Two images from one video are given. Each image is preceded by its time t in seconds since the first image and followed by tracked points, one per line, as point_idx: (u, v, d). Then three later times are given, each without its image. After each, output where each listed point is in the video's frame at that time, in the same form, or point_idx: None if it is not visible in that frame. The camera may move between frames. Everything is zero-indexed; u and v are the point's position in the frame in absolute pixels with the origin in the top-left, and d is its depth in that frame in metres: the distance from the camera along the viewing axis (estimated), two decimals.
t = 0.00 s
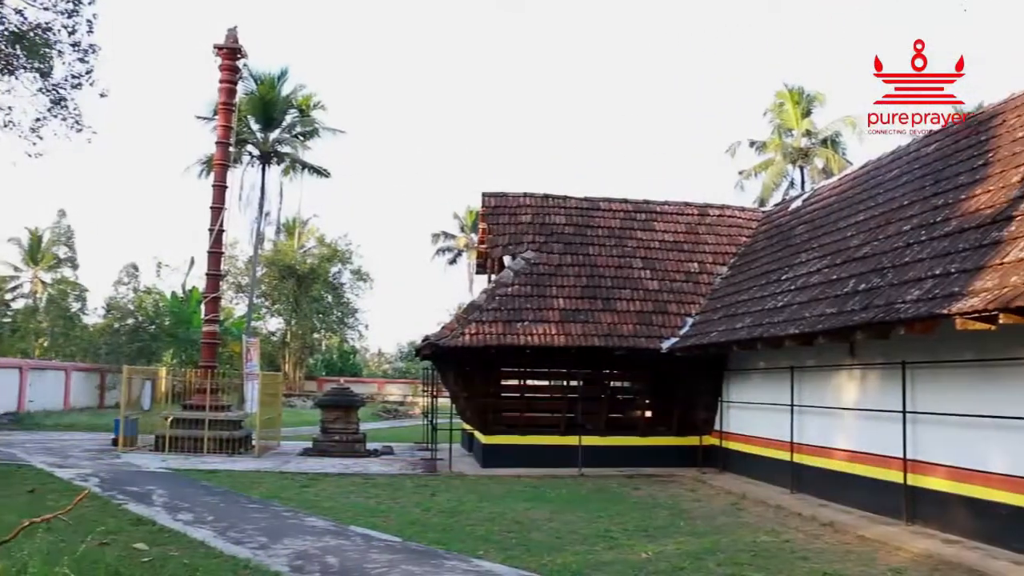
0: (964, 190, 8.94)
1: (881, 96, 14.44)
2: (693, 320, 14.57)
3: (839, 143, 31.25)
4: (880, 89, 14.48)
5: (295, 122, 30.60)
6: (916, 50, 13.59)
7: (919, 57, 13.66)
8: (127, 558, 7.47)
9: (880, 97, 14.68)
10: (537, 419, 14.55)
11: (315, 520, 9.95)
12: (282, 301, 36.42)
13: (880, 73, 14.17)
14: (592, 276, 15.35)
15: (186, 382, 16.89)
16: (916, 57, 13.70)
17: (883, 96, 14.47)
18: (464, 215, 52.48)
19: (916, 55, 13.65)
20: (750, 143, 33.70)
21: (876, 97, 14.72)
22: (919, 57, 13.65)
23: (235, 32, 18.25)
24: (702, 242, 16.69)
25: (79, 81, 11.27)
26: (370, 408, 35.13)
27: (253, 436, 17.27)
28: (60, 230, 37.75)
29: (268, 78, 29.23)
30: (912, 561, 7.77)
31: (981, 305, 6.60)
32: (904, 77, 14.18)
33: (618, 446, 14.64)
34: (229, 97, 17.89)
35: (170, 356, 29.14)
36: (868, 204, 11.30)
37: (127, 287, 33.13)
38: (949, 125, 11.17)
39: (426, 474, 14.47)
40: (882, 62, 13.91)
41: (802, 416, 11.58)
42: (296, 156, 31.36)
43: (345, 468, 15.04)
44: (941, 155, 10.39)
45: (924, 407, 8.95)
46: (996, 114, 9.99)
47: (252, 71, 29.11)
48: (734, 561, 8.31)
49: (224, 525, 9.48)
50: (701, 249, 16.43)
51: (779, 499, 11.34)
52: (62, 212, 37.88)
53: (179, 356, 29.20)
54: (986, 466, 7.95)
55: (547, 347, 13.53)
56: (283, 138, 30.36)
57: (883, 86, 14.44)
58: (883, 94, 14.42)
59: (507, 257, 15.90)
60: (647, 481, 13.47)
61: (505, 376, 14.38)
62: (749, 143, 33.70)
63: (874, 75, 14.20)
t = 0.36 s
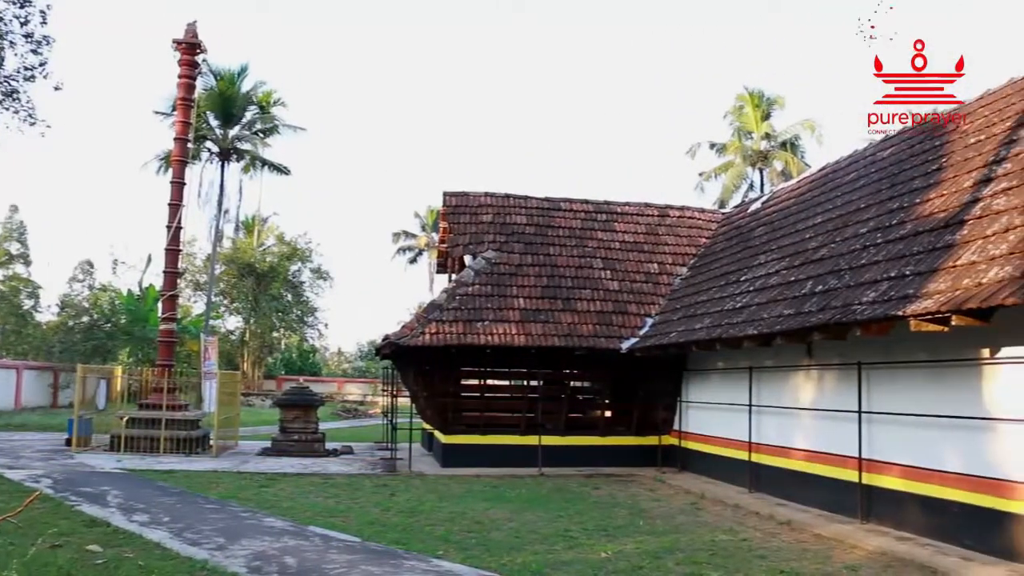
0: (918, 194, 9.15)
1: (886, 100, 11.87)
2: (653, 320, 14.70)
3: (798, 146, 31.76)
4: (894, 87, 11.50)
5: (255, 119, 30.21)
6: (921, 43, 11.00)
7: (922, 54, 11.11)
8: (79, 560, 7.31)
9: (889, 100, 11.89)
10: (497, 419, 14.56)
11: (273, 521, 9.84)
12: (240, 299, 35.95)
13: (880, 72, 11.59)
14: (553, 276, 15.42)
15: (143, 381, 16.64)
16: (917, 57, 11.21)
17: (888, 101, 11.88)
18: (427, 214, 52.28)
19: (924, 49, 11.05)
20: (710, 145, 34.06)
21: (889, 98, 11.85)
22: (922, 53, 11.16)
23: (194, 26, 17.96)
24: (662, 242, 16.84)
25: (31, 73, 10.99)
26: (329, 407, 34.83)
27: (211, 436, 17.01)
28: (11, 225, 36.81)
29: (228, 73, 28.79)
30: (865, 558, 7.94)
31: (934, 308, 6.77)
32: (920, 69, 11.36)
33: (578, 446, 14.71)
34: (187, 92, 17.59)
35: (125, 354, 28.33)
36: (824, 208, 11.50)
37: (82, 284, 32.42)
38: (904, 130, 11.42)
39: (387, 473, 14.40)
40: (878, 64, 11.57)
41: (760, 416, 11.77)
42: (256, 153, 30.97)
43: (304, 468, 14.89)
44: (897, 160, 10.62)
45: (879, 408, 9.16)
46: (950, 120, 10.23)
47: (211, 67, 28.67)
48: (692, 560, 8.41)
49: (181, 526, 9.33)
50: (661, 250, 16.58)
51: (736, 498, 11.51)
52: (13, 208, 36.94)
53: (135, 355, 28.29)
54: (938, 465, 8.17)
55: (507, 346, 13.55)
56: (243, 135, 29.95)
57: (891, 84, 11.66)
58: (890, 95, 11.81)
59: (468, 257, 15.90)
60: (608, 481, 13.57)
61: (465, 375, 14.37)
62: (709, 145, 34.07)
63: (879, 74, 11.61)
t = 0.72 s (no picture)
0: (868, 198, 9.38)
1: (886, 102, 10.95)
2: (608, 320, 14.82)
3: (752, 149, 32.30)
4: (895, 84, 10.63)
5: (208, 115, 29.72)
6: (922, 42, 10.51)
7: (923, 54, 10.54)
8: (24, 564, 7.12)
9: (890, 101, 10.87)
10: (451, 419, 14.55)
11: (225, 521, 9.69)
12: (192, 297, 35.33)
13: (880, 72, 10.74)
14: (508, 276, 15.47)
15: (92, 380, 16.26)
16: (917, 57, 10.64)
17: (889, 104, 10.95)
18: (383, 212, 51.94)
19: (924, 48, 10.55)
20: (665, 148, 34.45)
21: (889, 98, 10.86)
22: (922, 54, 10.56)
23: (147, 19, 17.59)
24: (617, 243, 17.00)
25: None
26: (283, 407, 34.42)
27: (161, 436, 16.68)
28: None
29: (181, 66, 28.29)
30: (815, 556, 8.13)
31: (884, 309, 6.95)
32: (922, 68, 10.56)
33: (533, 445, 14.77)
34: (139, 86, 17.22)
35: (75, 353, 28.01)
36: (777, 210, 11.72)
37: (28, 280, 31.52)
38: (854, 135, 11.69)
39: (341, 473, 14.29)
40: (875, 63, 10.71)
41: (713, 416, 11.96)
42: (210, 149, 30.47)
43: (257, 468, 14.71)
44: (848, 164, 10.87)
45: (830, 408, 9.37)
46: (899, 126, 10.50)
47: (164, 61, 28.12)
48: (644, 558, 8.52)
49: (129, 527, 9.15)
50: (616, 251, 16.73)
51: (689, 497, 11.68)
52: None
53: (84, 352, 28.00)
54: (887, 464, 8.39)
55: (463, 346, 13.55)
56: (195, 130, 29.45)
57: (891, 84, 10.82)
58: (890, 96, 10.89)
59: (424, 256, 15.86)
60: (562, 481, 13.65)
61: (420, 375, 14.33)
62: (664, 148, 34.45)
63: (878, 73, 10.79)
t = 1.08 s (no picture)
0: (815, 202, 9.55)
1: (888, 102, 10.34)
2: (558, 320, 14.86)
3: (701, 151, 32.76)
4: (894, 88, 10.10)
5: (156, 110, 29.03)
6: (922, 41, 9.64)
7: (923, 53, 9.68)
8: None
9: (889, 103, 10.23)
10: (399, 418, 14.45)
11: (170, 523, 9.46)
12: (138, 294, 34.48)
13: (881, 71, 10.16)
14: (458, 276, 15.42)
15: (31, 378, 15.74)
16: (918, 56, 9.85)
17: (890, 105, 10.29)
18: (334, 210, 51.38)
19: (922, 48, 9.66)
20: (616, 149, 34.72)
21: (890, 99, 10.24)
22: (922, 55, 9.72)
23: (92, 10, 17.08)
24: (567, 243, 17.07)
25: None
26: (230, 406, 33.82)
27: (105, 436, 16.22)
28: None
29: (128, 60, 27.64)
30: (760, 554, 8.26)
31: (828, 311, 7.09)
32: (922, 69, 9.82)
33: (482, 445, 14.75)
34: (83, 79, 16.72)
35: (13, 350, 26.71)
36: (726, 213, 11.89)
37: None
38: (802, 139, 11.90)
39: (289, 473, 14.07)
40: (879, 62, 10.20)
41: (661, 416, 12.08)
42: (157, 144, 29.79)
43: (204, 468, 14.40)
44: (795, 168, 11.06)
45: (776, 408, 9.53)
46: (845, 132, 10.73)
47: (110, 54, 27.40)
48: (592, 558, 8.56)
49: (70, 529, 8.86)
50: (566, 251, 16.80)
51: (637, 496, 11.79)
52: None
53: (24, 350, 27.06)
54: (830, 463, 8.56)
55: (413, 345, 13.46)
56: (143, 124, 28.75)
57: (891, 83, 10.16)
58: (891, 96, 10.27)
59: (374, 254, 15.72)
60: (512, 480, 13.65)
61: (370, 374, 14.21)
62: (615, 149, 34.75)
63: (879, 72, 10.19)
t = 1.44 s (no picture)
0: (760, 205, 9.64)
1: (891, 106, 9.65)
2: (505, 320, 14.77)
3: (649, 153, 33.07)
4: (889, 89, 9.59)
5: (98, 103, 28.07)
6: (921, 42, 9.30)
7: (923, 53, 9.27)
8: None
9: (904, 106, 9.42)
10: (345, 417, 14.23)
11: (109, 524, 9.10)
12: (78, 291, 33.33)
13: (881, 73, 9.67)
14: (405, 275, 15.23)
15: None
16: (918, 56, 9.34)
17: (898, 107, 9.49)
18: (282, 207, 50.47)
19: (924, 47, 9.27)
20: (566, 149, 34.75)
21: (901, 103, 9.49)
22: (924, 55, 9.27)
23: None
24: (515, 243, 17.01)
25: None
26: (173, 406, 32.91)
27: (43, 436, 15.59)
28: None
29: (69, 51, 26.70)
30: (704, 552, 8.31)
31: (772, 313, 7.16)
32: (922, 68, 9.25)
33: (428, 445, 14.55)
34: (21, 68, 16.05)
35: None
36: (672, 214, 11.96)
37: None
38: (748, 143, 12.01)
39: (233, 473, 13.71)
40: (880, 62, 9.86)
41: (607, 416, 12.09)
42: (100, 137, 28.83)
43: (145, 468, 13.95)
44: (740, 171, 11.18)
45: (720, 408, 9.61)
46: (790, 136, 10.88)
47: (50, 44, 26.43)
48: (539, 557, 8.50)
49: (3, 532, 8.44)
50: (514, 251, 16.74)
51: (584, 496, 11.79)
52: None
53: None
54: (773, 463, 8.66)
55: (359, 344, 13.24)
56: (84, 118, 27.76)
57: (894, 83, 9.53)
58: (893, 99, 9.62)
59: (321, 252, 15.45)
60: (458, 480, 13.53)
61: (316, 373, 13.99)
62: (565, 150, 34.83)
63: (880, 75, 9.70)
